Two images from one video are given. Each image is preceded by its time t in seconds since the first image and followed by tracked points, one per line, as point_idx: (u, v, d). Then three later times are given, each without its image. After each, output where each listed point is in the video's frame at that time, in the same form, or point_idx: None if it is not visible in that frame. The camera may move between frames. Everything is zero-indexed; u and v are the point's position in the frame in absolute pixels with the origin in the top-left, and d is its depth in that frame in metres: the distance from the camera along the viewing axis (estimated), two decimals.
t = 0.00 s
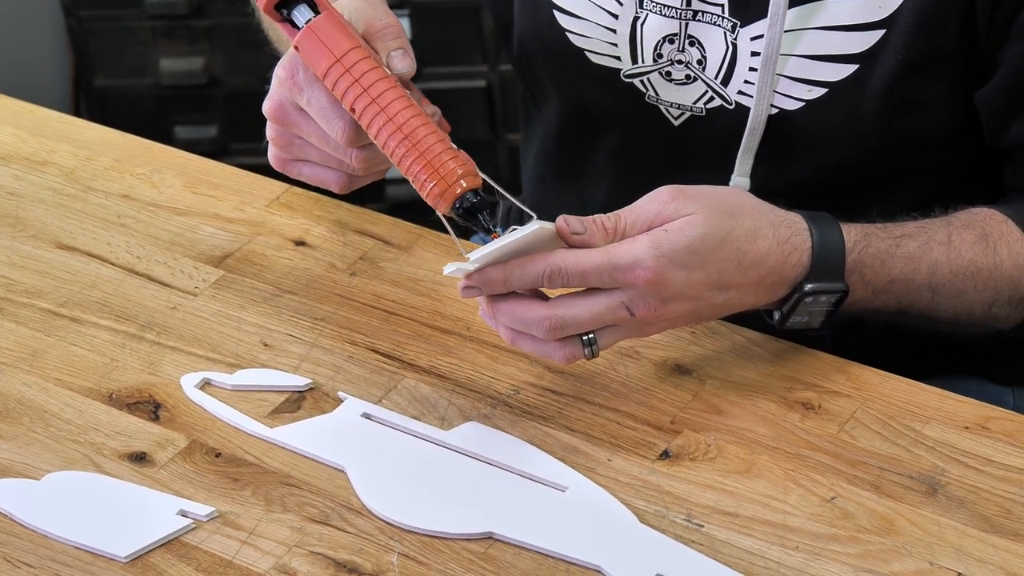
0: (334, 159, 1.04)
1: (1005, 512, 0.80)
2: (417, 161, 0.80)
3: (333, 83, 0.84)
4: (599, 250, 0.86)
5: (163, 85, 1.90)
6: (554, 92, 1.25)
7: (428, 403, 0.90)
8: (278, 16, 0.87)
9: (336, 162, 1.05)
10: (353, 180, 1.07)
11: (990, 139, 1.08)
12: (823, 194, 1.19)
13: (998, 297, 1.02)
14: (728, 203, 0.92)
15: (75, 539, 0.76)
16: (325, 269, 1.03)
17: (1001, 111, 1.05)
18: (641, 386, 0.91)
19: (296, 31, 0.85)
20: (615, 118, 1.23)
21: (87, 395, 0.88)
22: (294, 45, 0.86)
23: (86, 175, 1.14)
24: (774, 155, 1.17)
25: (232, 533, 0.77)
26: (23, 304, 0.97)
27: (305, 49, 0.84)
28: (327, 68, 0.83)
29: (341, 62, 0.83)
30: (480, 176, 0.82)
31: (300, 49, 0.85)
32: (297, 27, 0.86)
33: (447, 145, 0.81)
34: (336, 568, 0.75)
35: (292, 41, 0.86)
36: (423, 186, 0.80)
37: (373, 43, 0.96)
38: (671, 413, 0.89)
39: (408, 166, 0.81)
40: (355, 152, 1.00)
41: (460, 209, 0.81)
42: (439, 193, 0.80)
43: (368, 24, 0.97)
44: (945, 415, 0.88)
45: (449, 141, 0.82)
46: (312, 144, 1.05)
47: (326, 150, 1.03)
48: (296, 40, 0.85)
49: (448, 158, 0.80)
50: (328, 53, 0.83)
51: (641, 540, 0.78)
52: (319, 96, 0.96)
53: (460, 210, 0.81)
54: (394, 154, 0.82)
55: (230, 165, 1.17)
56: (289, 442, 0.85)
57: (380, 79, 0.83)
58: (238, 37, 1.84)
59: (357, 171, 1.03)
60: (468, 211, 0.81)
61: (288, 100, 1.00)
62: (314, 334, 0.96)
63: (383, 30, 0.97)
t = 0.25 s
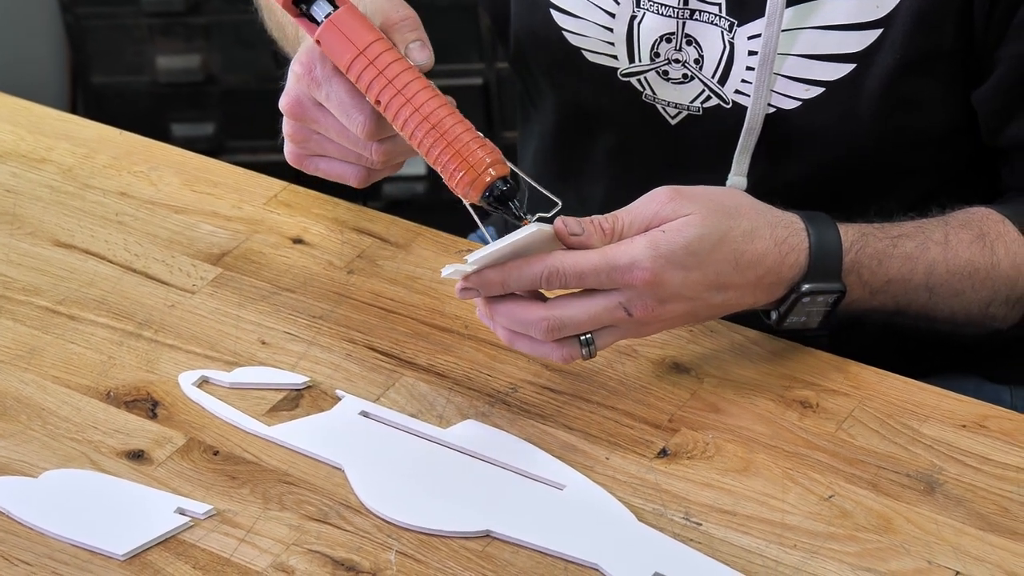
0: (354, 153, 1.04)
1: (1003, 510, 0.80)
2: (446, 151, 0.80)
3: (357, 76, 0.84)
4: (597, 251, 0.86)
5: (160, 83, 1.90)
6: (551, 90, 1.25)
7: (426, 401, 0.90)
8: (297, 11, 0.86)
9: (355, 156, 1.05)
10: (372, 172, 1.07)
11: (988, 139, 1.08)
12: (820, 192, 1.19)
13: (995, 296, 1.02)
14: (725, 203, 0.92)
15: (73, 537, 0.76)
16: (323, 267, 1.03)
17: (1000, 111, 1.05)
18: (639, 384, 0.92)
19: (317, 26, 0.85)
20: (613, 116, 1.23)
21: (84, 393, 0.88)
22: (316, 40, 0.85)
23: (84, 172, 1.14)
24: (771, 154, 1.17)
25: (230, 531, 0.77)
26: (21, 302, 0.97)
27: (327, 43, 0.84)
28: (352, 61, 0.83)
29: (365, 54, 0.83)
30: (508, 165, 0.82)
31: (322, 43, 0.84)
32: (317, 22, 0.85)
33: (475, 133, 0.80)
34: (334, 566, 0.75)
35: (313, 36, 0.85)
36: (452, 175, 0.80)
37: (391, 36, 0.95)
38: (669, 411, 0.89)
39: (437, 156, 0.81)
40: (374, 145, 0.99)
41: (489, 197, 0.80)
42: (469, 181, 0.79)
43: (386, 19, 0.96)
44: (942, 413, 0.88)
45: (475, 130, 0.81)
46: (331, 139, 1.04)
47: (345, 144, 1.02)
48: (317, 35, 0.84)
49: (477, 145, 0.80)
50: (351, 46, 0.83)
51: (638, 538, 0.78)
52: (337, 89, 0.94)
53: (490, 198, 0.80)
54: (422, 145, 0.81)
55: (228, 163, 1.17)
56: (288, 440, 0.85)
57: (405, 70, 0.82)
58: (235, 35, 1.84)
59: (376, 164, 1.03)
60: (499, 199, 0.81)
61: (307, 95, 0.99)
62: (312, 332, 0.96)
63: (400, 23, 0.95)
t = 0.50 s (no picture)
0: (345, 143, 1.04)
1: (1002, 510, 0.80)
2: (425, 125, 0.80)
3: (332, 63, 0.84)
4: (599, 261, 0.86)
5: (157, 81, 1.89)
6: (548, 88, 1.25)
7: (424, 400, 0.89)
8: (268, 10, 0.89)
9: (346, 146, 1.05)
10: (368, 163, 1.06)
11: (987, 139, 1.08)
12: (819, 192, 1.19)
13: (996, 299, 1.02)
14: (729, 214, 0.91)
15: (71, 536, 0.76)
16: (321, 265, 1.03)
17: (999, 111, 1.05)
18: (639, 383, 0.91)
19: (287, 19, 0.86)
20: (609, 115, 1.22)
21: (82, 391, 0.88)
22: (288, 33, 0.86)
23: (82, 171, 1.14)
24: (768, 153, 1.16)
25: (228, 530, 0.77)
26: (18, 301, 0.97)
27: (299, 34, 0.85)
28: (324, 48, 0.84)
29: (336, 41, 0.83)
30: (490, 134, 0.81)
31: (294, 36, 0.85)
32: (287, 15, 0.86)
33: (452, 104, 0.80)
34: (332, 565, 0.75)
35: (285, 28, 0.86)
36: (434, 147, 0.79)
37: (364, 24, 0.95)
38: (668, 411, 0.89)
39: (418, 132, 0.80)
40: (357, 129, 0.99)
41: (473, 165, 0.79)
42: (451, 150, 0.79)
43: (356, 7, 0.95)
44: (941, 413, 0.88)
45: (453, 102, 0.81)
46: (319, 133, 1.04)
47: (332, 135, 1.02)
48: (289, 27, 0.85)
49: (455, 116, 0.79)
50: (322, 33, 0.84)
51: (637, 538, 0.77)
52: (313, 79, 0.94)
53: (474, 166, 0.79)
54: (402, 122, 0.81)
55: (226, 161, 1.17)
56: (286, 439, 0.84)
57: (378, 51, 0.83)
58: (232, 32, 1.85)
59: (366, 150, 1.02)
60: (481, 167, 0.79)
61: (287, 90, 1.00)
62: (310, 331, 0.95)
63: (371, 10, 0.95)
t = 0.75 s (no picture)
0: (352, 126, 1.03)
1: (1000, 509, 0.80)
2: (459, 98, 0.79)
3: (365, 33, 0.83)
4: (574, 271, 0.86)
5: (156, 81, 1.90)
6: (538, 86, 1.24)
7: (422, 399, 0.90)
8: None
9: (352, 128, 1.03)
10: (369, 151, 1.05)
11: (973, 137, 1.08)
12: (808, 190, 1.19)
13: (974, 305, 1.02)
14: (702, 222, 0.92)
15: (69, 535, 0.76)
16: (320, 265, 1.03)
17: (983, 112, 1.05)
18: (637, 383, 0.91)
19: None
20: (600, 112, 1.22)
21: (81, 391, 0.88)
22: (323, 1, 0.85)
23: (80, 171, 1.14)
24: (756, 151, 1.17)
25: (226, 530, 0.77)
26: (17, 301, 0.97)
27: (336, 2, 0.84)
28: (360, 18, 0.83)
29: (373, 12, 0.83)
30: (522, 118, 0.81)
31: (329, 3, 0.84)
32: None
33: (487, 84, 0.80)
34: (331, 565, 0.75)
35: None
36: (464, 121, 0.78)
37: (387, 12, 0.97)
38: (666, 410, 0.89)
39: (449, 107, 0.79)
40: (370, 108, 0.98)
41: (505, 142, 0.78)
42: (483, 125, 0.77)
43: None
44: (939, 412, 0.88)
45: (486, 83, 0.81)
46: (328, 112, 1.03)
47: (345, 114, 1.01)
48: None
49: (489, 93, 0.79)
50: (360, 4, 0.83)
51: (635, 538, 0.77)
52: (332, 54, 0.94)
53: (503, 144, 0.78)
54: (432, 96, 0.80)
55: (224, 161, 1.17)
56: (285, 439, 0.84)
57: (413, 26, 0.82)
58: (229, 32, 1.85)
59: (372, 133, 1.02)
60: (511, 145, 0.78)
61: (305, 65, 1.00)
62: (308, 331, 0.95)
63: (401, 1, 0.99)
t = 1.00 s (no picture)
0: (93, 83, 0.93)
1: (997, 509, 0.80)
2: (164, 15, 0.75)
3: None
4: (585, 319, 0.85)
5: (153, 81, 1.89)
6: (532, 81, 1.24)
7: (420, 400, 0.89)
8: None
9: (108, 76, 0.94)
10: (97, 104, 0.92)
11: (966, 136, 1.08)
12: (800, 192, 1.17)
13: (968, 309, 1.02)
14: (700, 245, 0.91)
15: (66, 537, 0.76)
16: (317, 266, 1.03)
17: (980, 107, 1.04)
18: (634, 383, 0.91)
19: None
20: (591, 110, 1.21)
21: (78, 393, 0.88)
22: None
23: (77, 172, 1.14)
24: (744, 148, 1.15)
25: (224, 531, 0.77)
26: (13, 302, 0.97)
27: None
28: None
29: None
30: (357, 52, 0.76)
31: None
32: None
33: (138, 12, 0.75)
34: (329, 566, 0.75)
35: None
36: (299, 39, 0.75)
37: None
38: (664, 410, 0.89)
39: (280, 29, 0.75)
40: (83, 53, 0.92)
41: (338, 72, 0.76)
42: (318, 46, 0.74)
43: None
44: (936, 412, 0.88)
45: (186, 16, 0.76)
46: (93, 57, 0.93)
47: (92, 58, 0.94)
48: None
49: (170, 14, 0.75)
50: None
51: (632, 538, 0.77)
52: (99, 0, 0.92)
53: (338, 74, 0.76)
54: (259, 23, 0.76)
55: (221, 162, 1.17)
56: (282, 440, 0.84)
57: None
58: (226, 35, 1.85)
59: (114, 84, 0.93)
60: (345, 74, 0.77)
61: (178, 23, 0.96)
62: (305, 331, 0.95)
63: None
